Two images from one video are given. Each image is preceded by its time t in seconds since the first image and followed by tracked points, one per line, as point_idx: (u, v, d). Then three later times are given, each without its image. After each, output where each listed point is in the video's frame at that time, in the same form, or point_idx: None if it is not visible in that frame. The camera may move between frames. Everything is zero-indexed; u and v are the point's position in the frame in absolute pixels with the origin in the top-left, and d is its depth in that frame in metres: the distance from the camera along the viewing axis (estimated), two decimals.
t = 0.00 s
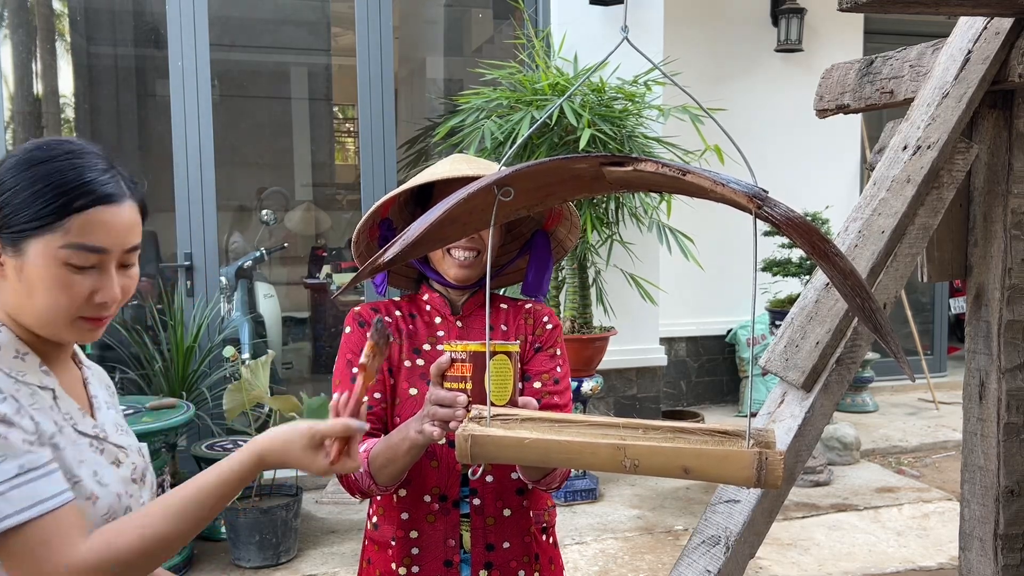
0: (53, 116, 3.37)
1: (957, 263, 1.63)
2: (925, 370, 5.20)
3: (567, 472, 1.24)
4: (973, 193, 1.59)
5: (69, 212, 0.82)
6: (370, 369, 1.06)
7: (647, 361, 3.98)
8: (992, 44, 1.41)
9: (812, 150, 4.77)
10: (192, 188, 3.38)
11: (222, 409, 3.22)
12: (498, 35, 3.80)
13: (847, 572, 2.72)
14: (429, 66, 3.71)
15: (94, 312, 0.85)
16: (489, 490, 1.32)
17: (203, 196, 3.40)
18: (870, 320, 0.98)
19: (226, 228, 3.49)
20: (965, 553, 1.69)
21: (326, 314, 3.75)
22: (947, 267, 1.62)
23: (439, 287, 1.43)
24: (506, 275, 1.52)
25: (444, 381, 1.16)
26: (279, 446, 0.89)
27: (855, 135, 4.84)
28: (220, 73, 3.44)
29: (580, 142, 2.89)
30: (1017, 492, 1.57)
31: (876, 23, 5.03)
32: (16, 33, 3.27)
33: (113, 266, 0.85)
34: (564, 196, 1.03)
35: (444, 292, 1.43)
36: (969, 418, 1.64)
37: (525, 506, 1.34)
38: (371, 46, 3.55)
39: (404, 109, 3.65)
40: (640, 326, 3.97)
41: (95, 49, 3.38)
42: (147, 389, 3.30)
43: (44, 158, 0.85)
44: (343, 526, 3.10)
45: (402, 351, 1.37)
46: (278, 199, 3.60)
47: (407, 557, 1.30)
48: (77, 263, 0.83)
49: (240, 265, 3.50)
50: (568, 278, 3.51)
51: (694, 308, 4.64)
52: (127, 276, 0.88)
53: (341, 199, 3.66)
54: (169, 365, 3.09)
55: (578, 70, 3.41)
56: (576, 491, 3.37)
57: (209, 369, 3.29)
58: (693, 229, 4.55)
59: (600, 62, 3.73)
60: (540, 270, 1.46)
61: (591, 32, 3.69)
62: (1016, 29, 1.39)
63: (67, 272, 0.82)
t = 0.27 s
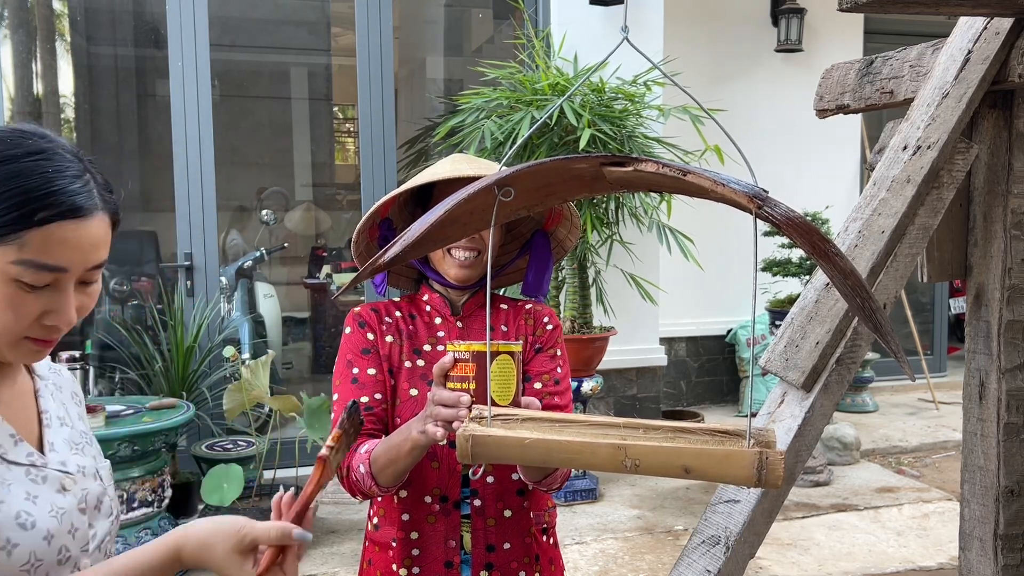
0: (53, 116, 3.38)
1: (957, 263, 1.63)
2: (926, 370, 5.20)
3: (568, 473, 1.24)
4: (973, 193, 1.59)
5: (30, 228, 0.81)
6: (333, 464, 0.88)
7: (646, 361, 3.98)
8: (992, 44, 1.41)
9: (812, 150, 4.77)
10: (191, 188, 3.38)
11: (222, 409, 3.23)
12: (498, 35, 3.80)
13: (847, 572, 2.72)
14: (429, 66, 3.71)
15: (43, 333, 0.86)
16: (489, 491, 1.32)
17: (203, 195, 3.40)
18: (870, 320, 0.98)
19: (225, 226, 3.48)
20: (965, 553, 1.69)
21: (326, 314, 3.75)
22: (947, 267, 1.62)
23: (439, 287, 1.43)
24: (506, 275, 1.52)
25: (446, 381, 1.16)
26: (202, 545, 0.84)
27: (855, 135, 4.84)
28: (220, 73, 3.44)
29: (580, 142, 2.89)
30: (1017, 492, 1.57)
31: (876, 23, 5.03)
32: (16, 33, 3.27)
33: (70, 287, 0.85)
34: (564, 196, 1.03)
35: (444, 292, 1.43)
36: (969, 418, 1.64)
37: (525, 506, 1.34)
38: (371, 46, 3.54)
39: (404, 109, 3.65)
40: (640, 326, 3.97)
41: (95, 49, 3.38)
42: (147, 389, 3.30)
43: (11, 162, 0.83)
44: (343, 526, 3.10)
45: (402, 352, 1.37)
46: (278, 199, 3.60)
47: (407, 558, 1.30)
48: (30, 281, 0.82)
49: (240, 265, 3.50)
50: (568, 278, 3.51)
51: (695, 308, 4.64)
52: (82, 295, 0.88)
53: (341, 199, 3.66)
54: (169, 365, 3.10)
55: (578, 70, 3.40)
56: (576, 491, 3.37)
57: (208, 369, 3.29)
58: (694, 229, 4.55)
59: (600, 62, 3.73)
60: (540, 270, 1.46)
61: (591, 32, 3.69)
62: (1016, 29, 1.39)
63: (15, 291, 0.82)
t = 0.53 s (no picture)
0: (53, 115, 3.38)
1: (957, 263, 1.63)
2: (926, 370, 5.20)
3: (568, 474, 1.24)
4: (974, 193, 1.59)
5: (50, 219, 0.77)
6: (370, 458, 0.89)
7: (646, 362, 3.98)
8: (991, 44, 1.41)
9: (812, 150, 4.77)
10: (191, 188, 3.38)
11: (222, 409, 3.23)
12: (498, 34, 3.80)
13: (846, 572, 2.72)
14: (429, 66, 3.71)
15: (65, 331, 0.82)
16: (490, 492, 1.32)
17: (203, 195, 3.40)
18: (869, 320, 0.98)
19: (226, 225, 3.49)
20: (965, 553, 1.69)
21: (326, 314, 3.75)
22: (947, 267, 1.62)
23: (439, 288, 1.43)
24: (507, 275, 1.53)
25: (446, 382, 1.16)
26: (233, 548, 0.86)
27: (855, 135, 4.84)
28: (220, 73, 3.44)
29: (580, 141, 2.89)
30: (1017, 492, 1.57)
31: (875, 23, 5.03)
32: (16, 33, 3.27)
33: (93, 281, 0.81)
34: (564, 197, 1.03)
35: (444, 293, 1.43)
36: (968, 418, 1.64)
37: (526, 508, 1.34)
38: (371, 46, 3.54)
39: (404, 109, 3.65)
40: (640, 326, 3.97)
41: (95, 49, 3.39)
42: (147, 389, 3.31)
43: (29, 148, 0.79)
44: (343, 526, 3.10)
45: (403, 353, 1.37)
46: (278, 199, 3.61)
47: (408, 559, 1.30)
48: (50, 276, 0.78)
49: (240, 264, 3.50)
50: (568, 278, 3.51)
51: (695, 308, 4.64)
52: (106, 287, 0.85)
53: (341, 199, 3.66)
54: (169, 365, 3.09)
55: (578, 70, 3.40)
56: (576, 491, 3.37)
57: (208, 369, 3.30)
58: (694, 229, 4.55)
59: (600, 62, 3.73)
60: (541, 270, 1.46)
61: (591, 31, 3.69)
62: (1016, 29, 1.39)
63: (34, 288, 0.78)
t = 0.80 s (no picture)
0: (53, 116, 3.36)
1: (957, 263, 1.63)
2: (926, 370, 5.20)
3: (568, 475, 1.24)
4: (973, 193, 1.59)
5: (150, 221, 0.73)
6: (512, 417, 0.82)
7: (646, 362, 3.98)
8: (991, 44, 1.41)
9: (812, 150, 4.77)
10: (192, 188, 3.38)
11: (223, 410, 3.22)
12: (498, 34, 3.80)
13: (847, 572, 2.72)
14: (429, 66, 3.71)
15: (177, 338, 0.77)
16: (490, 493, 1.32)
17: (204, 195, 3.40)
18: (868, 320, 0.98)
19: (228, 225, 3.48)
20: (965, 553, 1.70)
21: (326, 314, 3.74)
22: (946, 267, 1.62)
23: (440, 289, 1.43)
24: (508, 275, 1.53)
25: (446, 382, 1.16)
26: (390, 532, 0.77)
27: (855, 135, 4.84)
28: (220, 73, 3.44)
29: (580, 141, 2.89)
30: (1017, 492, 1.57)
31: (875, 23, 5.03)
32: (15, 33, 3.26)
33: (198, 279, 0.77)
34: (564, 196, 1.03)
35: (446, 293, 1.43)
36: (968, 418, 1.64)
37: (526, 509, 1.34)
38: (372, 48, 3.52)
39: (405, 109, 3.64)
40: (640, 326, 3.97)
41: (95, 49, 3.39)
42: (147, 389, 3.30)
43: (109, 149, 0.75)
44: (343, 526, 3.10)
45: (404, 354, 1.37)
46: (278, 199, 3.61)
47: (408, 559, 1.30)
48: (161, 277, 0.74)
49: (240, 265, 3.50)
50: (568, 278, 3.51)
51: (695, 308, 4.64)
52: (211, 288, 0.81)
53: (341, 199, 3.65)
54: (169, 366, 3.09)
55: (579, 70, 3.40)
56: (576, 491, 3.36)
57: (209, 369, 3.29)
58: (694, 229, 4.55)
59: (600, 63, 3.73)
60: (542, 271, 1.46)
61: (591, 31, 3.69)
62: (1015, 29, 1.39)
63: (145, 292, 0.73)
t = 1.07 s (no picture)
0: (52, 115, 3.34)
1: (957, 263, 1.63)
2: (926, 370, 5.20)
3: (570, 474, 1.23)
4: (974, 193, 1.59)
5: (276, 151, 0.72)
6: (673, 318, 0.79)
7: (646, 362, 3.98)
8: (992, 44, 1.41)
9: (812, 150, 4.77)
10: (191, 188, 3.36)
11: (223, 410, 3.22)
12: (498, 34, 3.80)
13: (847, 572, 2.71)
14: (429, 66, 3.70)
15: (306, 281, 0.76)
16: (491, 493, 1.32)
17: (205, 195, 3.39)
18: (870, 321, 0.98)
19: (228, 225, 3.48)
20: (966, 554, 1.69)
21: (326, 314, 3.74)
22: (947, 267, 1.62)
23: (442, 289, 1.43)
24: (509, 275, 1.53)
25: (448, 381, 1.16)
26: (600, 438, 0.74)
27: (855, 135, 4.84)
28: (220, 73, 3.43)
29: (581, 141, 2.89)
30: (1017, 492, 1.57)
31: (875, 23, 5.03)
32: (14, 32, 3.23)
33: (321, 219, 0.77)
34: (564, 196, 1.03)
35: (447, 293, 1.43)
36: (969, 419, 1.64)
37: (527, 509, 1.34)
38: (371, 48, 3.50)
39: (404, 109, 3.64)
40: (640, 326, 3.97)
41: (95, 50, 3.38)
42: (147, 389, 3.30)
43: (217, 86, 0.72)
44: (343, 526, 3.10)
45: (405, 353, 1.37)
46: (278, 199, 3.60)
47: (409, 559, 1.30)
48: (295, 216, 0.73)
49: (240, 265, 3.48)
50: (568, 278, 3.50)
51: (695, 309, 4.63)
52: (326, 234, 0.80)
53: (341, 199, 3.65)
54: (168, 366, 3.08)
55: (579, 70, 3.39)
56: (576, 492, 3.35)
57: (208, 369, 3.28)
58: (694, 229, 4.55)
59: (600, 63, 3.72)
60: (544, 271, 1.46)
61: (591, 32, 3.69)
62: (1016, 28, 1.39)
63: (282, 233, 0.72)
